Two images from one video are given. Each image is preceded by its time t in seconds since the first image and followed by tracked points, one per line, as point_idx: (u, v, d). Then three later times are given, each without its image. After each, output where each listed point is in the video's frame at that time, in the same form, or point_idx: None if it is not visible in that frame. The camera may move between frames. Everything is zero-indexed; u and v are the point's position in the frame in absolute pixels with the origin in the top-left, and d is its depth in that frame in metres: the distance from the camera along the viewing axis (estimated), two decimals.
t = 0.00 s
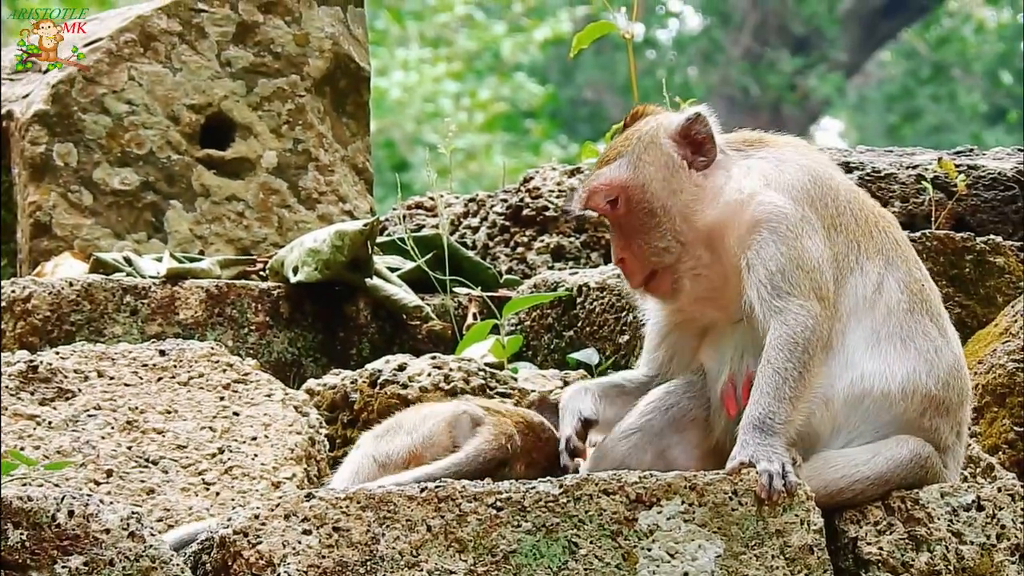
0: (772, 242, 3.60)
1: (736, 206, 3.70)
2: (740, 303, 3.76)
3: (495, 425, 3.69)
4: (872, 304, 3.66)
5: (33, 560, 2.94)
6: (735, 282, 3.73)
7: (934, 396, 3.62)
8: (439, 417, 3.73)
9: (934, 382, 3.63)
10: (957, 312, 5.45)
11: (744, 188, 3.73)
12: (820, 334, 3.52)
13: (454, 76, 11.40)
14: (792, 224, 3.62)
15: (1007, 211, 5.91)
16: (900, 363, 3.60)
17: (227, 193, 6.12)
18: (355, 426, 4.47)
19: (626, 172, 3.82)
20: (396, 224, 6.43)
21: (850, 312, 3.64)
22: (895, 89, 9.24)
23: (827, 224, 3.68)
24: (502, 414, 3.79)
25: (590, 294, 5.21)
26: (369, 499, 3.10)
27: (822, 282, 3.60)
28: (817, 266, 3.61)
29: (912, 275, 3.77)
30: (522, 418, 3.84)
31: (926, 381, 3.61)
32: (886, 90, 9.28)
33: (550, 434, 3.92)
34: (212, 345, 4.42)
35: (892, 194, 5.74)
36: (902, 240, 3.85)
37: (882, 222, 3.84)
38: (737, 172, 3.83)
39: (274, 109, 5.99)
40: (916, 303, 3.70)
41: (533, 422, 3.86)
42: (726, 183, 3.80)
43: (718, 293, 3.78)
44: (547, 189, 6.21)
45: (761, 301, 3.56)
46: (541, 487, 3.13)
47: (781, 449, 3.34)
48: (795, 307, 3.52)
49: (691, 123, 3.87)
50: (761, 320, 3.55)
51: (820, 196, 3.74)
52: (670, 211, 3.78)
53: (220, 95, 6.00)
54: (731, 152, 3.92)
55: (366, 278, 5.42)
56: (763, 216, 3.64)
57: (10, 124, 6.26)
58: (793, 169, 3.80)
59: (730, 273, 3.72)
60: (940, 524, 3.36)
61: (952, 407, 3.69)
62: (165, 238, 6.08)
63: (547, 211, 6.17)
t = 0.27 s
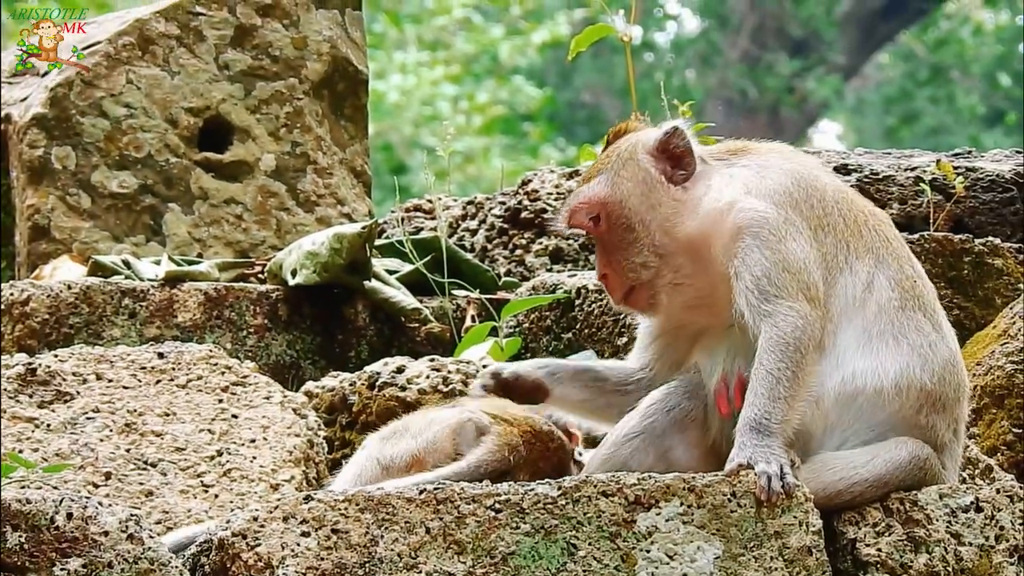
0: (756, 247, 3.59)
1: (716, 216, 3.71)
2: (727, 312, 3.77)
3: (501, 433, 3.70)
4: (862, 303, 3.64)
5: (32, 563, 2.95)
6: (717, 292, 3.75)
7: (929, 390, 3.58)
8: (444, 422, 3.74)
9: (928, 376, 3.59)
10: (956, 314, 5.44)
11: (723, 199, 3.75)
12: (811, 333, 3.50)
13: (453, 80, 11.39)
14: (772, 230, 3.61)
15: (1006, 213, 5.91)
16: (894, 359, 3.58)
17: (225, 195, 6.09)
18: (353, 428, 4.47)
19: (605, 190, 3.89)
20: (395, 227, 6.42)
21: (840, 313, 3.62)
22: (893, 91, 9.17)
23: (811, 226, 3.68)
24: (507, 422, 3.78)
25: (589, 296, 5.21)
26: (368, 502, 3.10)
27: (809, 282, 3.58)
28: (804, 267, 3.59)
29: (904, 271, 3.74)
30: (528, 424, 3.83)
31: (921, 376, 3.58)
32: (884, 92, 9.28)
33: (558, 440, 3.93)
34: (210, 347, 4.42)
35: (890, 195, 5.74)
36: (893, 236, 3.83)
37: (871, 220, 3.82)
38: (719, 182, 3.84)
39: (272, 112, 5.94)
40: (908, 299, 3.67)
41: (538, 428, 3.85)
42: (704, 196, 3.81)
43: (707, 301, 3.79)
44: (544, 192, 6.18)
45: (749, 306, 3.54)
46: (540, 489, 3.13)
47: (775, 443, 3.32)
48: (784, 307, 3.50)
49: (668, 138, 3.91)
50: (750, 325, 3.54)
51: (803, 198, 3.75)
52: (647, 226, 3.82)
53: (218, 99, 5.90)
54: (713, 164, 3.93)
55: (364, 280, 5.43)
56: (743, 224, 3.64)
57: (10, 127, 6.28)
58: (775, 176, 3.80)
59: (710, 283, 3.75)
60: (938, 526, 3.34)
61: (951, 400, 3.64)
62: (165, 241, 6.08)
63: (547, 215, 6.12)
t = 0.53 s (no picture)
0: (737, 252, 3.53)
1: (695, 225, 3.66)
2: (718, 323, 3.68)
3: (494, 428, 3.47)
4: (850, 299, 3.60)
5: (32, 565, 2.96)
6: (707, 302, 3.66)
7: (925, 382, 3.56)
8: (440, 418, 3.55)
9: (923, 367, 3.56)
10: (955, 316, 5.43)
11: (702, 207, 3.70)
12: (802, 328, 3.44)
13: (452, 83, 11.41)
14: (753, 231, 3.57)
15: (1004, 215, 5.91)
16: (886, 353, 3.54)
17: (224, 199, 6.07)
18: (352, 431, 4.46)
19: (587, 211, 3.83)
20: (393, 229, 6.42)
21: (828, 310, 3.57)
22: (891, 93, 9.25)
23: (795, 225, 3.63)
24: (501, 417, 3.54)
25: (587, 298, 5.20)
26: (367, 504, 3.11)
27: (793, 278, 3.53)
28: (788, 267, 3.53)
29: (892, 264, 3.70)
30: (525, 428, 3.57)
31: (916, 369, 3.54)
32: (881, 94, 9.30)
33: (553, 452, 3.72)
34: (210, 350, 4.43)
35: (889, 198, 5.74)
36: (880, 229, 3.79)
37: (857, 214, 3.78)
38: (699, 189, 3.79)
39: (270, 115, 5.86)
40: (897, 292, 3.63)
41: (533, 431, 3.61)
42: (683, 206, 3.76)
43: (697, 310, 3.70)
44: (543, 194, 6.17)
45: (734, 307, 3.48)
46: (539, 492, 3.13)
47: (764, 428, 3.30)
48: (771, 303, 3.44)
49: (645, 153, 3.85)
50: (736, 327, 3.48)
51: (787, 198, 3.71)
52: (631, 244, 3.74)
53: (215, 101, 5.86)
54: (694, 174, 3.89)
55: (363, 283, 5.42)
56: (723, 228, 3.59)
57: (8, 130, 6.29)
58: (757, 179, 3.77)
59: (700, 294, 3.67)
60: (937, 527, 3.35)
61: (947, 392, 3.62)
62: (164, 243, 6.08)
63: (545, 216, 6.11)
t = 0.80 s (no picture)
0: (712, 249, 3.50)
1: (677, 229, 3.66)
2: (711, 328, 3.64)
3: (507, 423, 3.49)
4: (839, 298, 3.59)
5: (30, 568, 2.95)
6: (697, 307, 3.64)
7: (918, 380, 3.55)
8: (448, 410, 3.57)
9: (915, 365, 3.55)
10: (953, 319, 5.41)
11: (687, 211, 3.68)
12: (779, 321, 3.37)
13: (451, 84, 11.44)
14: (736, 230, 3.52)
15: (1002, 217, 5.89)
16: (878, 351, 3.54)
17: (222, 201, 6.13)
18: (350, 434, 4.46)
19: (579, 223, 3.87)
20: (391, 232, 6.41)
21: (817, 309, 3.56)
22: (889, 95, 9.23)
23: (782, 224, 3.61)
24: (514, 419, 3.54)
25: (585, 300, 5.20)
26: (365, 507, 3.11)
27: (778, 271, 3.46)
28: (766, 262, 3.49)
29: (882, 262, 3.69)
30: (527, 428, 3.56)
31: (908, 368, 3.54)
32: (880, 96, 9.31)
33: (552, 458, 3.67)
34: (208, 353, 4.44)
35: (886, 200, 5.75)
36: (871, 227, 3.78)
37: (847, 213, 3.77)
38: (686, 192, 3.78)
39: (268, 117, 6.00)
40: (887, 290, 3.62)
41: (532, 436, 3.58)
42: (666, 211, 3.75)
43: (690, 315, 3.67)
44: (541, 196, 6.16)
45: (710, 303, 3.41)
46: (537, 494, 3.13)
47: (634, 394, 3.34)
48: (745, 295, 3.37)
49: (632, 163, 3.87)
50: (703, 318, 3.42)
51: (773, 197, 3.70)
52: (623, 255, 3.77)
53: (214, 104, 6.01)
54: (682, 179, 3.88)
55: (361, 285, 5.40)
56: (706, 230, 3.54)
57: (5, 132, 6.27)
58: (745, 179, 3.76)
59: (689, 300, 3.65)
60: (935, 529, 3.35)
61: (943, 391, 3.62)
62: (162, 245, 6.08)
63: (543, 219, 6.11)
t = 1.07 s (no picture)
0: (680, 265, 3.57)
1: (653, 233, 3.76)
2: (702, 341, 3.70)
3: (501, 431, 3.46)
4: (821, 298, 3.61)
5: (31, 569, 2.96)
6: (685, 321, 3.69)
7: (908, 376, 3.55)
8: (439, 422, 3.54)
9: (903, 361, 3.56)
10: (953, 320, 5.41)
11: (664, 217, 3.77)
12: (702, 347, 3.45)
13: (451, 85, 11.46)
14: (702, 241, 3.62)
15: (1002, 219, 5.88)
16: (863, 353, 3.55)
17: (222, 203, 6.12)
18: (350, 435, 4.47)
19: (572, 237, 3.90)
20: (392, 233, 6.41)
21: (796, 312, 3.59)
22: (889, 98, 9.63)
23: (755, 229, 3.65)
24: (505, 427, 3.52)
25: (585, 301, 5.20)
26: (365, 509, 3.11)
27: (724, 291, 3.54)
28: (732, 277, 3.56)
29: (866, 261, 3.69)
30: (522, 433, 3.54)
31: (896, 367, 3.55)
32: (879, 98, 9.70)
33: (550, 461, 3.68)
34: (208, 354, 4.43)
35: (887, 202, 5.75)
36: (855, 226, 3.78)
37: (830, 213, 3.78)
38: (666, 200, 3.84)
39: (268, 120, 6.11)
40: (870, 289, 3.63)
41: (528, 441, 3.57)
42: (648, 216, 3.83)
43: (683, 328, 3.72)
44: (541, 198, 6.16)
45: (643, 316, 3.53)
46: (537, 496, 3.13)
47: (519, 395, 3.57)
48: (671, 318, 3.46)
49: (620, 174, 3.92)
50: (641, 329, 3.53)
51: (749, 201, 3.72)
52: (616, 268, 3.80)
53: (214, 106, 6.07)
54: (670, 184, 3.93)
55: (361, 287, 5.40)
56: (676, 237, 3.67)
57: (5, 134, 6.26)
58: (724, 185, 3.79)
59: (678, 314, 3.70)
60: (935, 531, 3.34)
61: (938, 387, 3.62)
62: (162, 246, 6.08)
63: (543, 220, 6.11)
